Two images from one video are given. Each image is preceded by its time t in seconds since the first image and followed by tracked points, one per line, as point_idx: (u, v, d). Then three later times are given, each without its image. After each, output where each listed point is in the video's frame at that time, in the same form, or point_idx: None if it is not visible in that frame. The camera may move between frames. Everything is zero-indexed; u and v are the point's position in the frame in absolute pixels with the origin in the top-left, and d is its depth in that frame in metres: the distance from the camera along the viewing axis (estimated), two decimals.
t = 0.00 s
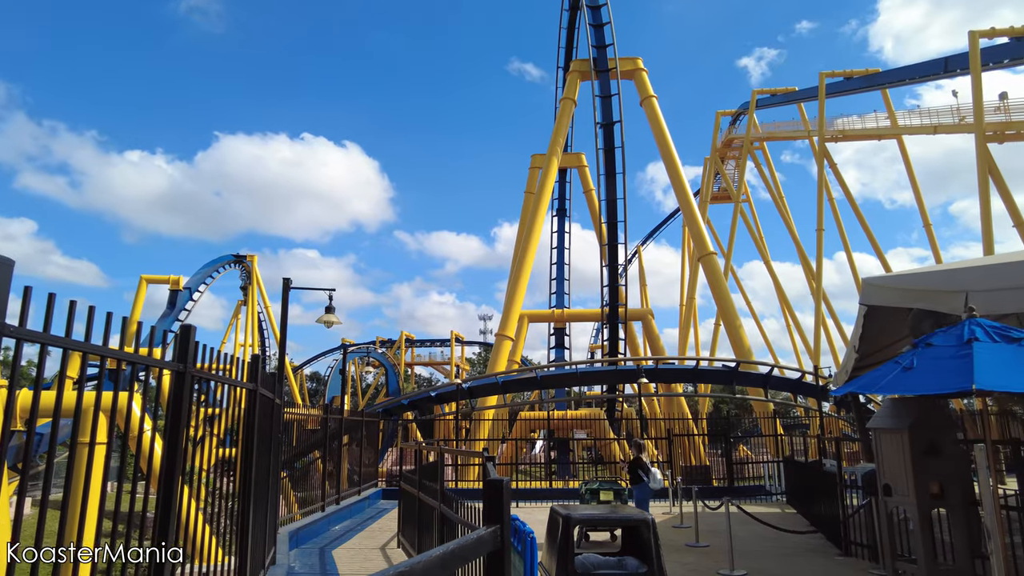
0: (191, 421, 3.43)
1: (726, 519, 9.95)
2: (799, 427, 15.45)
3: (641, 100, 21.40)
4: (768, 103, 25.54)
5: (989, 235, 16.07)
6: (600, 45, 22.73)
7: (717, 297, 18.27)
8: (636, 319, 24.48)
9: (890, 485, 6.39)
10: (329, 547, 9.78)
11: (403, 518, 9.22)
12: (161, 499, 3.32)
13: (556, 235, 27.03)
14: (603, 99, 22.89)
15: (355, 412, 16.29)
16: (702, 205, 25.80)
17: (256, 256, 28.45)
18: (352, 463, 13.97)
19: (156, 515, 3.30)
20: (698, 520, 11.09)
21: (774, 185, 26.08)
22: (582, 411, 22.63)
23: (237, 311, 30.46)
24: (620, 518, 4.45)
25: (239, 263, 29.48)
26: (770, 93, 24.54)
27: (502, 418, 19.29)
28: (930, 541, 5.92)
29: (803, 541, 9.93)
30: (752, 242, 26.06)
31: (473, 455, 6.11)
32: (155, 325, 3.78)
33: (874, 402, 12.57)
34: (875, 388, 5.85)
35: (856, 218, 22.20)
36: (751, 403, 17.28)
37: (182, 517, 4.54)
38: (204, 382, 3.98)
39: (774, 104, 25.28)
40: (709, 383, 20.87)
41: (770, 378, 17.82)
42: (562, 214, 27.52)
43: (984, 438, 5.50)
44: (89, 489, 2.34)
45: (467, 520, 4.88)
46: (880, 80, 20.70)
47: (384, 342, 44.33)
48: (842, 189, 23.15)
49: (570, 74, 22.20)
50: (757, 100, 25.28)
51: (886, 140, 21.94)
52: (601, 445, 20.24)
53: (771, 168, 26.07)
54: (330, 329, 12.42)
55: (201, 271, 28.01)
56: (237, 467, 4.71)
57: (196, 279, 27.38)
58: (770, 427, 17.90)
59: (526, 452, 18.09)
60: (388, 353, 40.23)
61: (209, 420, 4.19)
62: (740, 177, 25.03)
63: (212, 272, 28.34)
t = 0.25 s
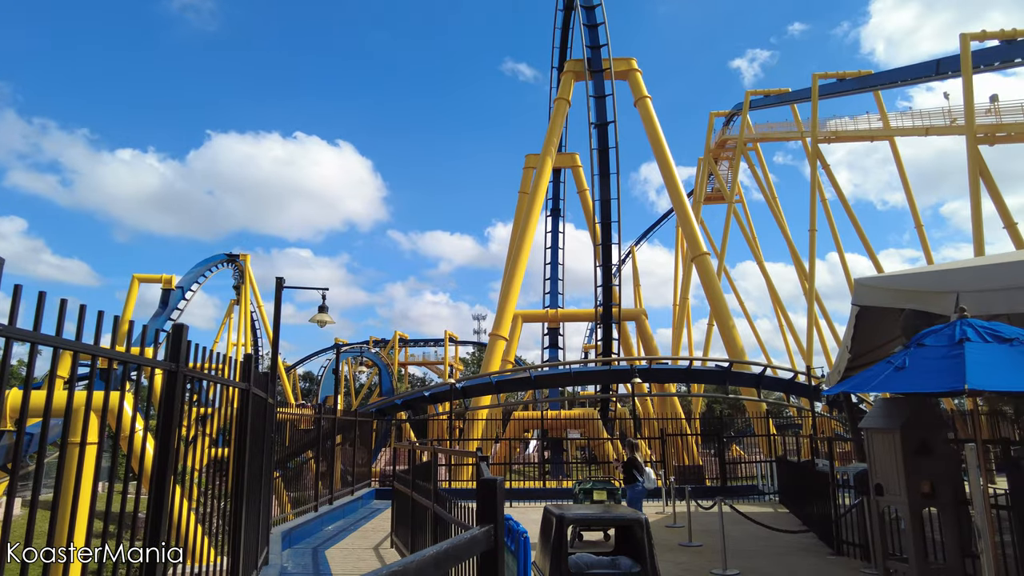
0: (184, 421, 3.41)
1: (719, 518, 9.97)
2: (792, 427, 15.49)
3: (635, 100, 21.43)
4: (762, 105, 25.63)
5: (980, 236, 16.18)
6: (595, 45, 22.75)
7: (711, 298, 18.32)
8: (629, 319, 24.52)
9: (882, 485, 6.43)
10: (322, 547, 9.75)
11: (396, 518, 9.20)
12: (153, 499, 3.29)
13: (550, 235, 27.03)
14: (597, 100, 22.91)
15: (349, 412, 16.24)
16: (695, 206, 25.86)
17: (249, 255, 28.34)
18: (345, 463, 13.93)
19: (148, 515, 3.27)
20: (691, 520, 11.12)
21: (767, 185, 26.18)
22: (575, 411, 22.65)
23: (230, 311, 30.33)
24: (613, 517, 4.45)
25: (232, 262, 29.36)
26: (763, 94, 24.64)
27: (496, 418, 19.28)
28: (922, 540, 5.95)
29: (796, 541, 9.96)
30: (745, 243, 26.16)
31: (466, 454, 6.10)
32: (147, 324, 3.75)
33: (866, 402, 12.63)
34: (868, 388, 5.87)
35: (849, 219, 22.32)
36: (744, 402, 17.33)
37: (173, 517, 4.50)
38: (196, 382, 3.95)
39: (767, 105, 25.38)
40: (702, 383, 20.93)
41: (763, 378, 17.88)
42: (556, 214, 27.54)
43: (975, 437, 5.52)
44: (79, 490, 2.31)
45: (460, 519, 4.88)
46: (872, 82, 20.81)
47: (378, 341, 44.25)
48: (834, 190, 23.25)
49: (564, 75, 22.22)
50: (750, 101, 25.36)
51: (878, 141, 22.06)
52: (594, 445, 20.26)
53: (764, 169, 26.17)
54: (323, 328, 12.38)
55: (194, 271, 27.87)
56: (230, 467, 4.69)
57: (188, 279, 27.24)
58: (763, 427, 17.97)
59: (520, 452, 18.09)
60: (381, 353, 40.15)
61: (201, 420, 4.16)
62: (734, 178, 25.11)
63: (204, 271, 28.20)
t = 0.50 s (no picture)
0: (178, 421, 3.40)
1: (714, 518, 10.00)
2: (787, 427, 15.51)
3: (630, 100, 21.47)
4: (757, 105, 25.71)
5: (973, 237, 16.26)
6: (590, 45, 22.78)
7: (706, 298, 18.36)
8: (624, 319, 24.55)
9: (876, 484, 6.45)
10: (316, 547, 9.72)
11: (391, 518, 9.19)
12: (147, 498, 3.28)
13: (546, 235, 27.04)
14: (592, 100, 22.94)
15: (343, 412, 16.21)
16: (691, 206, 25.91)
17: (243, 254, 28.27)
18: (340, 463, 13.91)
19: (142, 515, 3.26)
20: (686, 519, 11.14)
21: (762, 186, 26.25)
22: (570, 411, 22.65)
23: (225, 310, 30.25)
24: (608, 517, 4.45)
25: (227, 261, 29.28)
26: (758, 95, 24.72)
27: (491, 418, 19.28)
28: (915, 539, 5.97)
29: (790, 540, 9.99)
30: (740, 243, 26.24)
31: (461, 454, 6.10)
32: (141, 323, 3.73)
33: (860, 402, 12.68)
34: (861, 388, 5.89)
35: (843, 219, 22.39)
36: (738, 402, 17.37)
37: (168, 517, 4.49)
38: (190, 381, 3.94)
39: (762, 106, 25.46)
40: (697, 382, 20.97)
41: (757, 378, 17.93)
42: (552, 214, 27.56)
43: (968, 437, 5.54)
44: (73, 491, 2.30)
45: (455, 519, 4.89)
46: (867, 83, 20.88)
47: (373, 341, 44.18)
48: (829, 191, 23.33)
49: (560, 74, 22.23)
50: (745, 102, 25.42)
51: (873, 142, 22.14)
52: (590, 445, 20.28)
53: (759, 170, 26.24)
54: (317, 328, 12.35)
55: (188, 270, 27.77)
56: (224, 467, 4.66)
57: (183, 278, 27.15)
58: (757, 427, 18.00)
59: (515, 451, 18.08)
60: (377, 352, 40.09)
61: (195, 420, 4.15)
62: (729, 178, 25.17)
63: (199, 270, 28.11)
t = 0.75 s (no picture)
0: (173, 421, 3.39)
1: (710, 518, 10.01)
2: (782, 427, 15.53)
3: (627, 100, 21.49)
4: (753, 106, 25.76)
5: (968, 237, 16.30)
6: (587, 45, 22.79)
7: (702, 298, 18.38)
8: (621, 319, 24.58)
9: (871, 484, 6.47)
10: (312, 547, 9.71)
11: (387, 518, 9.18)
12: (142, 498, 3.27)
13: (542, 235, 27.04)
14: (589, 100, 22.96)
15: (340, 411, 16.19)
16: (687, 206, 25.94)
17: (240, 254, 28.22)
18: (336, 463, 13.89)
19: (137, 515, 3.25)
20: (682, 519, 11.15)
21: (759, 186, 26.29)
22: (567, 411, 22.65)
23: (221, 310, 30.18)
24: (605, 516, 4.46)
25: (223, 260, 29.21)
26: (755, 95, 24.76)
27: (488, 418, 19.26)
28: (910, 538, 5.99)
29: (786, 540, 10.00)
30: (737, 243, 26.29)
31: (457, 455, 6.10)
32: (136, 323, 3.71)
33: (855, 402, 12.71)
34: (857, 388, 5.90)
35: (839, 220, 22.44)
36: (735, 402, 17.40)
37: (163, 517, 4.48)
38: (186, 381, 3.93)
39: (759, 106, 25.50)
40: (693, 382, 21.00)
41: (753, 378, 17.96)
42: (549, 214, 27.59)
43: (963, 437, 5.56)
44: (67, 492, 2.29)
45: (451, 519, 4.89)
46: (863, 84, 20.93)
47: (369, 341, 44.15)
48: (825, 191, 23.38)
49: (557, 74, 22.24)
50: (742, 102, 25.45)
51: (869, 142, 22.20)
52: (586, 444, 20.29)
53: (756, 170, 26.28)
54: (314, 328, 12.33)
55: (184, 269, 27.70)
56: (220, 467, 4.65)
57: (179, 277, 27.08)
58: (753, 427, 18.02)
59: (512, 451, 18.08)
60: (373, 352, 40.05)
61: (191, 420, 4.14)
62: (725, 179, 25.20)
63: (195, 270, 28.05)
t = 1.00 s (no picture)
0: (171, 420, 3.38)
1: (707, 518, 10.01)
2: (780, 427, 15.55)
3: (625, 101, 21.49)
4: (751, 106, 25.79)
5: (965, 238, 16.35)
6: (585, 46, 22.80)
7: (700, 298, 18.40)
8: (619, 319, 24.59)
9: (868, 484, 6.48)
10: (310, 547, 9.70)
11: (385, 518, 9.18)
12: (139, 497, 3.26)
13: (540, 235, 27.04)
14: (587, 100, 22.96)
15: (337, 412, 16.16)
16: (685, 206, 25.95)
17: (237, 254, 28.16)
18: (334, 463, 13.88)
19: (135, 515, 3.24)
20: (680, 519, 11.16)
21: (756, 187, 26.33)
22: (564, 411, 22.65)
23: (218, 310, 30.12)
24: (602, 516, 4.47)
25: (220, 260, 29.15)
26: (752, 95, 24.80)
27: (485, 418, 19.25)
28: (907, 538, 6.00)
29: (783, 540, 10.02)
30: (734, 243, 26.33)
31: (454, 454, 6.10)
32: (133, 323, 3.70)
33: (852, 402, 12.73)
34: (854, 388, 5.91)
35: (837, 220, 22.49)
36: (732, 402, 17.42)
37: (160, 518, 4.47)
38: (183, 381, 3.92)
39: (756, 107, 25.54)
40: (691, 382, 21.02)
41: (751, 378, 17.99)
42: (546, 214, 27.60)
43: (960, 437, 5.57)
44: (64, 492, 2.28)
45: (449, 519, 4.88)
46: (861, 84, 20.98)
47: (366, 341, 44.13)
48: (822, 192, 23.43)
49: (555, 74, 22.24)
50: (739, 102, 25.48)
51: (866, 143, 22.25)
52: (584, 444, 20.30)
53: (753, 171, 26.33)
54: (311, 328, 12.32)
55: (181, 269, 27.64)
56: (218, 467, 4.64)
57: (176, 277, 27.01)
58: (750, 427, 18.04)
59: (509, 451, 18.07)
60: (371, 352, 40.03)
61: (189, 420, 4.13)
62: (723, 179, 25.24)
63: (192, 270, 27.98)
